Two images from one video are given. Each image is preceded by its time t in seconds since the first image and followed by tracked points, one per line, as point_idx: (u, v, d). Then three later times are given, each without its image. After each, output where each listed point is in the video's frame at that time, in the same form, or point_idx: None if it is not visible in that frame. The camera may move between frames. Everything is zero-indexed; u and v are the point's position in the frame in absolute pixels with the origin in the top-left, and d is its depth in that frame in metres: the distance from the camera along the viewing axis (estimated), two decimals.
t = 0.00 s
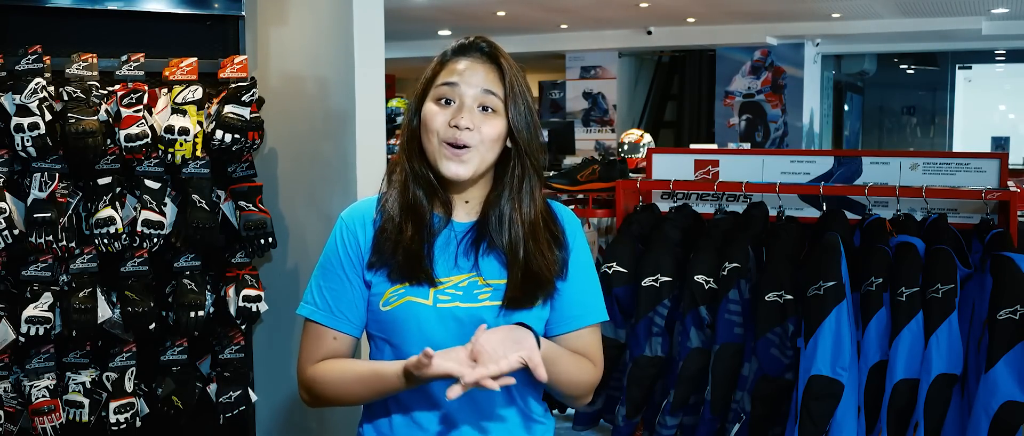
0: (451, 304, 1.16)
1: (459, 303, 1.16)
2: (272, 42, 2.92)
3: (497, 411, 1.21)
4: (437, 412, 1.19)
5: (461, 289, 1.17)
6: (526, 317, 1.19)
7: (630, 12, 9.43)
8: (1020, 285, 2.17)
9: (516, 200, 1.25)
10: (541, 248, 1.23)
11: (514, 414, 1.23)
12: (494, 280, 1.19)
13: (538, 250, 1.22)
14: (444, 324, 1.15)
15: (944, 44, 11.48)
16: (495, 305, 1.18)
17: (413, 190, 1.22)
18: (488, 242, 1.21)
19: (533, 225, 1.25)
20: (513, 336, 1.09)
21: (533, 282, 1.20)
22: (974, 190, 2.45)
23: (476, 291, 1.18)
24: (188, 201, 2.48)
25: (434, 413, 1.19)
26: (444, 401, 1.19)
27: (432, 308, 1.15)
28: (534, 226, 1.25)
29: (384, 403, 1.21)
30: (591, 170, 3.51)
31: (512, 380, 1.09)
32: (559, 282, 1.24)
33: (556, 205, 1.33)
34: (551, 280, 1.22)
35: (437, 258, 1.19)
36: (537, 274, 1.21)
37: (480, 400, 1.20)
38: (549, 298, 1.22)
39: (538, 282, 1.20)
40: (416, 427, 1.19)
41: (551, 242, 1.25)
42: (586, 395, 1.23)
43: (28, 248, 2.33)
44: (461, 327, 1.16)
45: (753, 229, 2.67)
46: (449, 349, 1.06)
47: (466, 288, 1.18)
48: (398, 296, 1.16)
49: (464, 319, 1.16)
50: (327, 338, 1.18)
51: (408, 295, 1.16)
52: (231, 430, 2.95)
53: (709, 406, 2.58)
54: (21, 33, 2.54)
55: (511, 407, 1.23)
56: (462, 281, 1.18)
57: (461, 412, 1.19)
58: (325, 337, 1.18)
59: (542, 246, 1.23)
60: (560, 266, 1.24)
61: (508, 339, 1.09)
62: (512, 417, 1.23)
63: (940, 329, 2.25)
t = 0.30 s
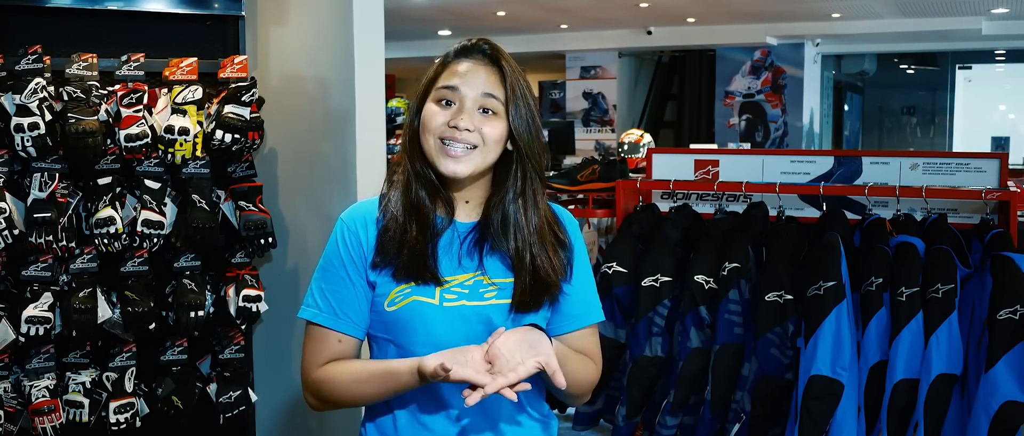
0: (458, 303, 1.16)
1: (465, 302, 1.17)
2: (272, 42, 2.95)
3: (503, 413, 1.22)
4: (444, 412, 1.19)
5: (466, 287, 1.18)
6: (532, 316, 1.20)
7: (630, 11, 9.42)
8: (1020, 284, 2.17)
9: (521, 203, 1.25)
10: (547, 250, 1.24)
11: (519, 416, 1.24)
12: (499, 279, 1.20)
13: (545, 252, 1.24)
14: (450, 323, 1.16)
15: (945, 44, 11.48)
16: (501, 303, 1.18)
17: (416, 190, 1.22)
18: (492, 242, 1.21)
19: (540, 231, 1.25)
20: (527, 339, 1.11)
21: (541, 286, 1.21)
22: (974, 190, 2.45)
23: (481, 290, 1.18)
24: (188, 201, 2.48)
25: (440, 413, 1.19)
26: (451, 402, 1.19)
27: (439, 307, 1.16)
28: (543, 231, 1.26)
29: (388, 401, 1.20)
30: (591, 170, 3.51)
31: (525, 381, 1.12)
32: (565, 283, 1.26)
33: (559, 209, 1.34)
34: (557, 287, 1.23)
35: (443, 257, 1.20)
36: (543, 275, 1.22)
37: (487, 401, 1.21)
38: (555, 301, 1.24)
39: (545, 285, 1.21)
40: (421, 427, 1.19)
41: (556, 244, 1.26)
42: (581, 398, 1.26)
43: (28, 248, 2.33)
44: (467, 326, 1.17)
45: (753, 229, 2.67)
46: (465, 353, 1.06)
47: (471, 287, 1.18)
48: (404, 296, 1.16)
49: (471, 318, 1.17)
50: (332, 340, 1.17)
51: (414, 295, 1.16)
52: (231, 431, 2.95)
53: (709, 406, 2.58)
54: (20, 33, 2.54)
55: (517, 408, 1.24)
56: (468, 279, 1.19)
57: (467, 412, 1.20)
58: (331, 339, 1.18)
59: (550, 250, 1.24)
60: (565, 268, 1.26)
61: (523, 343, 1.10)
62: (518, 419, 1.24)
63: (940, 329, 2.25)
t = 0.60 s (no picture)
0: (459, 306, 1.16)
1: (466, 305, 1.17)
2: (272, 42, 2.96)
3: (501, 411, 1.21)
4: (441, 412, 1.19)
5: (468, 290, 1.18)
6: (530, 317, 1.20)
7: (630, 11, 9.42)
8: (1020, 285, 2.17)
9: (521, 193, 1.26)
10: (550, 242, 1.24)
11: (517, 412, 1.23)
12: (501, 281, 1.20)
13: (546, 243, 1.24)
14: (451, 325, 1.15)
15: (945, 44, 11.47)
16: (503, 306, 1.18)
17: (418, 193, 1.22)
18: (495, 243, 1.21)
19: (540, 218, 1.26)
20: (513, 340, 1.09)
21: (539, 275, 1.20)
22: (974, 190, 2.45)
23: (483, 294, 1.18)
24: (188, 201, 2.48)
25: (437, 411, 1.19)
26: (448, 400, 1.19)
27: (439, 311, 1.15)
28: (541, 220, 1.26)
29: (389, 403, 1.21)
30: (591, 170, 3.51)
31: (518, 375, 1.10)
32: (567, 282, 1.25)
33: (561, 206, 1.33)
34: (558, 276, 1.23)
35: (446, 260, 1.20)
36: (544, 268, 1.21)
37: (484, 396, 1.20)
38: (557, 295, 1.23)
39: (543, 275, 1.20)
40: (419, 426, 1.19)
41: (557, 236, 1.26)
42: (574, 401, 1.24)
43: (28, 248, 2.33)
44: (468, 329, 1.16)
45: (752, 229, 2.67)
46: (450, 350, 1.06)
47: (473, 290, 1.18)
48: (406, 299, 1.16)
49: (472, 321, 1.16)
50: (334, 340, 1.18)
51: (415, 298, 1.15)
52: (230, 430, 2.95)
53: (709, 406, 2.59)
54: (20, 33, 2.54)
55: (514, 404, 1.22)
56: (469, 282, 1.18)
57: (464, 408, 1.19)
58: (332, 339, 1.19)
59: (550, 240, 1.25)
60: (567, 260, 1.26)
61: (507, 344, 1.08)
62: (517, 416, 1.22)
63: (940, 329, 2.25)
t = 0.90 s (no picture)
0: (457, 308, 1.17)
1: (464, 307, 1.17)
2: (271, 43, 2.95)
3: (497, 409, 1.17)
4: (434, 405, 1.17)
5: (469, 293, 1.17)
6: (524, 319, 1.17)
7: (630, 11, 9.42)
8: (1020, 285, 2.17)
9: (519, 180, 1.23)
10: (546, 226, 1.22)
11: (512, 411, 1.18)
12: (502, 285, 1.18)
13: (543, 228, 1.21)
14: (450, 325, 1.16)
15: (945, 45, 11.47)
16: (501, 308, 1.17)
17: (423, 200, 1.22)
18: (500, 243, 1.19)
19: (539, 204, 1.23)
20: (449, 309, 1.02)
21: (537, 262, 1.17)
22: (974, 190, 2.45)
23: (483, 296, 1.17)
24: (188, 201, 2.48)
25: (431, 404, 1.17)
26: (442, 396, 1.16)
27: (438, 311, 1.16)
28: (541, 210, 1.23)
29: (387, 402, 1.19)
30: (591, 170, 3.51)
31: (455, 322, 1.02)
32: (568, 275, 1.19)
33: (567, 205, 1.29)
34: (559, 267, 1.19)
35: (451, 262, 1.19)
36: (542, 256, 1.18)
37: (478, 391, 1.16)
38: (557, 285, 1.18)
39: (543, 263, 1.18)
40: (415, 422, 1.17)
41: (556, 222, 1.23)
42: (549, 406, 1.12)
43: (28, 248, 2.33)
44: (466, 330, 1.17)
45: (752, 229, 2.67)
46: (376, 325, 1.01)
47: (473, 293, 1.17)
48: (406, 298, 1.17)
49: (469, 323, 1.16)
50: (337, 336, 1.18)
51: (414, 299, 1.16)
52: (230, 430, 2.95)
53: (709, 406, 2.59)
54: (21, 33, 2.54)
55: (508, 401, 1.18)
56: (470, 284, 1.17)
57: (456, 402, 1.16)
58: (338, 334, 1.18)
59: (547, 225, 1.22)
60: (569, 246, 1.21)
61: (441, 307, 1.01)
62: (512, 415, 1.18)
63: (940, 329, 2.25)
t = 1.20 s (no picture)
0: (445, 304, 1.15)
1: (451, 304, 1.15)
2: (273, 42, 2.97)
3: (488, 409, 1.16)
4: (423, 403, 1.17)
5: (456, 289, 1.16)
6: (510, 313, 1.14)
7: (630, 11, 9.42)
8: (1020, 285, 2.17)
9: (513, 186, 1.21)
10: (533, 233, 1.18)
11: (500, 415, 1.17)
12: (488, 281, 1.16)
13: (530, 233, 1.18)
14: (437, 321, 1.15)
15: (945, 45, 11.47)
16: (484, 302, 1.14)
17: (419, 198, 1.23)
18: (488, 242, 1.18)
19: (531, 210, 1.20)
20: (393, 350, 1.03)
21: (523, 265, 1.15)
22: (974, 190, 2.45)
23: (470, 292, 1.15)
24: (189, 201, 2.48)
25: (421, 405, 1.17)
26: (431, 395, 1.16)
27: (426, 307, 1.15)
28: (531, 215, 1.20)
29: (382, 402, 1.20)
30: (591, 170, 3.51)
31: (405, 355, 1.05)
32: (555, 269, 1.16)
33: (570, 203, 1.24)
34: (547, 264, 1.16)
35: (442, 262, 1.18)
36: (530, 258, 1.15)
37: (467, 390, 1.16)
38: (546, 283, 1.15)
39: (529, 264, 1.15)
40: (406, 421, 1.18)
41: (547, 228, 1.19)
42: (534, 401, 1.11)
43: (28, 248, 2.33)
44: (455, 326, 1.14)
45: (752, 229, 2.67)
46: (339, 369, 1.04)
47: (461, 289, 1.15)
48: (394, 295, 1.17)
49: (457, 318, 1.14)
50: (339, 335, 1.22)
51: (404, 295, 1.16)
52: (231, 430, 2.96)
53: (709, 406, 2.59)
54: (21, 33, 2.55)
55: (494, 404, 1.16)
56: (459, 280, 1.16)
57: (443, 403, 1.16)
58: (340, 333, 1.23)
59: (536, 230, 1.18)
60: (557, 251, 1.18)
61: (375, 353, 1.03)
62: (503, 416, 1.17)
63: (940, 329, 2.25)
